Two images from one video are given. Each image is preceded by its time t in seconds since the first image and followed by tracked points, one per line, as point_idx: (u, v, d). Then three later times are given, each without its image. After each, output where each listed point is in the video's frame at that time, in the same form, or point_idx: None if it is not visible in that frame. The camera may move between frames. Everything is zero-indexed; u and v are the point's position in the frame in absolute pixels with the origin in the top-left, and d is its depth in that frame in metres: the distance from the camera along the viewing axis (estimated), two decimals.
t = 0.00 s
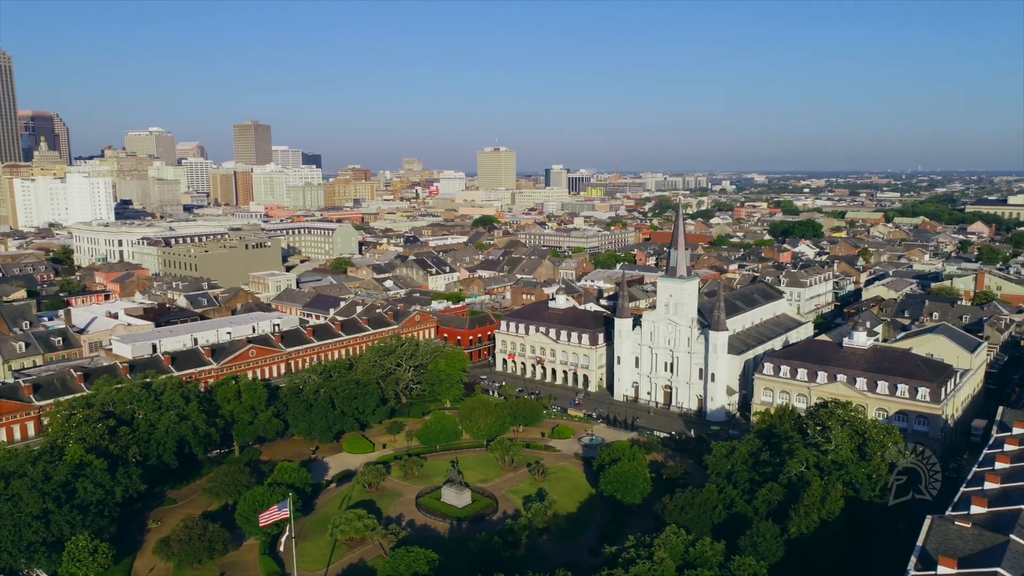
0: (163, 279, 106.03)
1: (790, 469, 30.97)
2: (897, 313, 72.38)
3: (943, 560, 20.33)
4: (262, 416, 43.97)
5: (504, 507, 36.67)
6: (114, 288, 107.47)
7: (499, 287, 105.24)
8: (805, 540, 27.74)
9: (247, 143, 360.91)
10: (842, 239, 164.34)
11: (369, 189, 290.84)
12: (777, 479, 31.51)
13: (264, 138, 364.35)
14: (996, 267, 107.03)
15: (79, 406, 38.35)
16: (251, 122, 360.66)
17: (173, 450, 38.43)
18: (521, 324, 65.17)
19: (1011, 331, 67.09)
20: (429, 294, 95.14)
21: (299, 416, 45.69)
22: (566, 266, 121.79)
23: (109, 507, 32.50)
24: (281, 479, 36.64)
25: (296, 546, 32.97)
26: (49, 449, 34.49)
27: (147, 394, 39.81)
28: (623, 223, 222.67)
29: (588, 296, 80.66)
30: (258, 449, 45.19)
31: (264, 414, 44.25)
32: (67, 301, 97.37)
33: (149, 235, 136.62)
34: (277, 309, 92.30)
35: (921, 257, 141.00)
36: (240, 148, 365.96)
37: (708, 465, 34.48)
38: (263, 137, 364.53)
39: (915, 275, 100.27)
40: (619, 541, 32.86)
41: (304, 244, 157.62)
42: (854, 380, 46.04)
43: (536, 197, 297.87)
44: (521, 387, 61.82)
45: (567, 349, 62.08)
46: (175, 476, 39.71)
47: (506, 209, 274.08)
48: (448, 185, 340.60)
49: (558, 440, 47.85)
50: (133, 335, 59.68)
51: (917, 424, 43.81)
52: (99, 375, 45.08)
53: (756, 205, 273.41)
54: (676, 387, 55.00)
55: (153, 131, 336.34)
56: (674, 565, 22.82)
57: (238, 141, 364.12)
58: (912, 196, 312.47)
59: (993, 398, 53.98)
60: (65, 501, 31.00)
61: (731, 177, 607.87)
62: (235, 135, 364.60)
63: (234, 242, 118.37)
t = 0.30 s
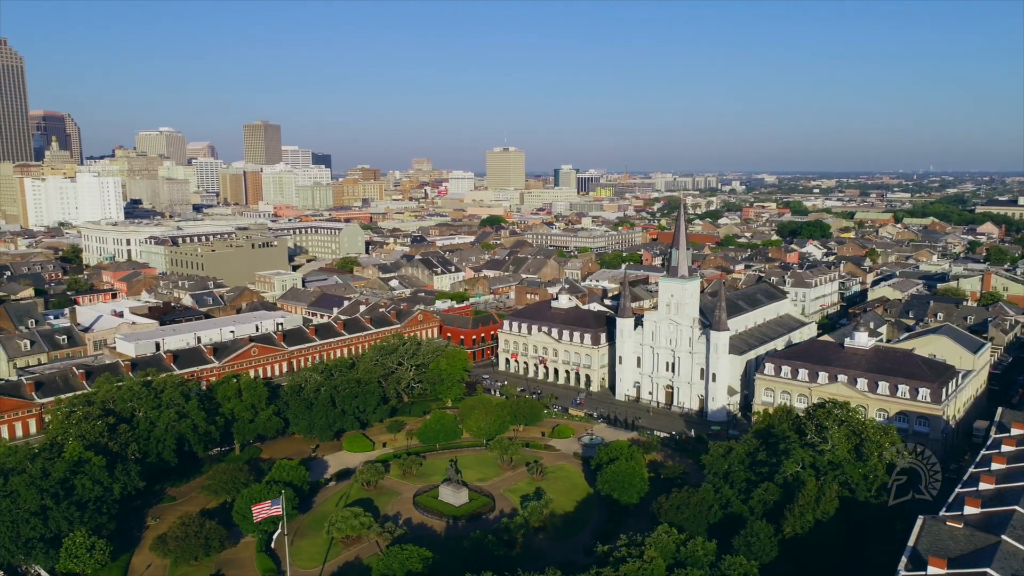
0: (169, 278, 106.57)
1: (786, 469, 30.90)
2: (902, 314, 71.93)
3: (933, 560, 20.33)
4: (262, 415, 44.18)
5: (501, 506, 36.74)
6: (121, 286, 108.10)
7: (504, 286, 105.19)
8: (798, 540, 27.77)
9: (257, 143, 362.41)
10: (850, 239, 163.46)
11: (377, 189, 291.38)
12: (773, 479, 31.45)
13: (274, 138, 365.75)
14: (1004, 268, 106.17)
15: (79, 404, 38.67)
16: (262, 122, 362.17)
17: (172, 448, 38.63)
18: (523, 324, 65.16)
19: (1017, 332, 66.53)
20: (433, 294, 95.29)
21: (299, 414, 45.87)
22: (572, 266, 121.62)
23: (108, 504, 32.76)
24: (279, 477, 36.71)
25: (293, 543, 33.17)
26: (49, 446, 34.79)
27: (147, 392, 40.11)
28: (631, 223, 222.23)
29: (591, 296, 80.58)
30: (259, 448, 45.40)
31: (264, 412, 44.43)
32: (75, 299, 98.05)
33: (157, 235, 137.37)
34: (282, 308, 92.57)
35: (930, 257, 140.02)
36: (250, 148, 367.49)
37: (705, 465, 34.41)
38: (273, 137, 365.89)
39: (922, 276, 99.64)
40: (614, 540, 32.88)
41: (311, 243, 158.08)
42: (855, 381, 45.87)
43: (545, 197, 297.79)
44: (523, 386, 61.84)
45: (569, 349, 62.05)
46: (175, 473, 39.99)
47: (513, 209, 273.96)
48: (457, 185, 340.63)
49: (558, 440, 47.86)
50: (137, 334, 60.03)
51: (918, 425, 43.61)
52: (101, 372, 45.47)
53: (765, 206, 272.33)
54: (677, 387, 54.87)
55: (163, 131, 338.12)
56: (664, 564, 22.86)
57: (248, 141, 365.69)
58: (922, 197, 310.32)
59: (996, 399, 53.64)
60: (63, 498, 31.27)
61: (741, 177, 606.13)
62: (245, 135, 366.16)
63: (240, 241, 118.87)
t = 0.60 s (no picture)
0: (176, 277, 107.25)
1: (782, 468, 30.84)
2: (907, 315, 71.52)
3: (924, 560, 20.49)
4: (263, 413, 44.43)
5: (500, 504, 36.81)
6: (129, 285, 108.87)
7: (509, 286, 105.22)
8: (793, 540, 27.75)
9: (267, 143, 364.05)
10: (858, 240, 162.59)
11: (386, 189, 291.85)
12: (770, 479, 31.38)
13: (285, 138, 367.20)
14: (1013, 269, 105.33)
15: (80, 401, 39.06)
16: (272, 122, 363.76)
17: (173, 445, 38.95)
18: (527, 324, 65.12)
19: None
20: (438, 293, 95.52)
21: (300, 412, 46.04)
22: (577, 266, 121.52)
23: (106, 501, 33.10)
24: (277, 475, 36.81)
25: (291, 541, 33.35)
26: (49, 443, 35.12)
27: (148, 390, 40.54)
28: (639, 224, 221.83)
29: (595, 296, 80.51)
30: (260, 446, 45.65)
31: (264, 411, 44.67)
32: (82, 298, 98.81)
33: (165, 234, 138.25)
34: (288, 307, 92.96)
35: (939, 258, 139.12)
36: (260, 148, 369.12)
37: (703, 465, 34.35)
38: (283, 137, 367.34)
39: (929, 277, 98.94)
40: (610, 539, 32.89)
41: (318, 243, 158.64)
42: (856, 382, 45.67)
43: (554, 197, 297.65)
44: (526, 386, 61.88)
45: (572, 348, 62.00)
46: (177, 471, 40.35)
47: (521, 209, 273.91)
48: (467, 185, 340.75)
49: (558, 439, 47.88)
50: (142, 332, 60.50)
51: (919, 426, 43.44)
52: (104, 370, 45.90)
53: (774, 206, 271.25)
54: (679, 387, 54.75)
55: (174, 131, 340.14)
56: (654, 563, 22.89)
57: (258, 141, 367.34)
58: (934, 198, 307.87)
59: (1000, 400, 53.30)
60: (62, 494, 31.61)
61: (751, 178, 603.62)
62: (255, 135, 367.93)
63: (248, 240, 119.50)
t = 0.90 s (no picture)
0: (184, 276, 107.95)
1: (779, 469, 30.87)
2: (913, 315, 71.19)
3: (916, 560, 20.71)
4: (264, 411, 44.70)
5: (498, 503, 36.86)
6: (138, 284, 109.65)
7: (516, 286, 105.22)
8: (789, 539, 27.80)
9: (278, 143, 365.60)
10: (868, 240, 161.64)
11: (398, 189, 291.96)
12: (767, 480, 31.35)
13: (296, 138, 368.53)
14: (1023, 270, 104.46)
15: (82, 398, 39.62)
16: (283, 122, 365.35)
17: (173, 442, 39.36)
18: (530, 323, 65.08)
19: None
20: (444, 293, 95.66)
21: (302, 410, 46.25)
22: (584, 266, 121.36)
23: (106, 498, 33.55)
24: (277, 473, 37.00)
25: (289, 539, 33.58)
26: (50, 440, 35.68)
27: (149, 387, 41.07)
28: (648, 224, 221.21)
29: (600, 296, 80.42)
30: (263, 444, 45.91)
31: (266, 409, 44.95)
32: (91, 296, 99.57)
33: (174, 233, 139.16)
34: (294, 306, 93.34)
35: (949, 259, 138.15)
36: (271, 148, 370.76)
37: (701, 465, 34.26)
38: (294, 137, 368.81)
39: (937, 278, 98.15)
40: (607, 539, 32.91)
41: (326, 242, 159.16)
42: (858, 382, 45.66)
43: (564, 197, 297.43)
44: (529, 385, 61.88)
45: (575, 348, 61.94)
46: (178, 468, 40.75)
47: (531, 209, 273.80)
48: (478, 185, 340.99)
49: (559, 438, 47.87)
50: (147, 330, 60.93)
51: (921, 427, 43.46)
52: (107, 368, 46.41)
53: (784, 206, 270.11)
54: (682, 387, 54.59)
55: (186, 130, 342.20)
56: (646, 561, 22.93)
57: (269, 141, 369.00)
58: (947, 198, 305.42)
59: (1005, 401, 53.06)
60: (62, 491, 32.07)
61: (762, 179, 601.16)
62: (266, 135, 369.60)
63: (255, 240, 120.11)
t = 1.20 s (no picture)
0: (192, 274, 108.69)
1: (777, 468, 30.91)
2: (920, 316, 70.87)
3: (908, 561, 21.06)
4: (267, 410, 45.04)
5: (497, 501, 36.92)
6: (147, 283, 110.49)
7: (522, 286, 105.25)
8: (784, 540, 27.90)
9: (290, 143, 367.14)
10: (879, 241, 160.68)
11: (407, 189, 293.05)
12: (765, 479, 31.34)
13: (307, 138, 369.86)
14: None
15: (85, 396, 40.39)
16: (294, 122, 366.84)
17: (176, 439, 39.93)
18: (535, 323, 65.05)
19: None
20: (450, 292, 95.75)
21: (304, 409, 46.50)
22: (591, 266, 121.24)
23: (106, 495, 34.15)
24: (277, 470, 37.25)
25: (288, 535, 33.91)
26: (53, 437, 36.44)
27: (151, 385, 41.76)
28: (658, 224, 220.68)
29: (606, 296, 80.28)
30: (267, 441, 46.26)
31: (268, 407, 45.33)
32: (100, 295, 100.44)
33: (184, 232, 140.01)
34: (302, 305, 93.76)
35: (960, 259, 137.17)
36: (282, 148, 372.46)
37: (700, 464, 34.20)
38: (305, 137, 370.27)
39: (947, 279, 97.34)
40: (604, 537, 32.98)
41: (335, 242, 159.69)
42: (861, 383, 45.54)
43: (575, 197, 297.26)
44: (532, 384, 61.90)
45: (579, 348, 61.88)
46: (181, 465, 41.27)
47: (540, 209, 273.73)
48: (489, 185, 341.53)
49: (561, 437, 47.84)
50: (153, 328, 61.39)
51: (923, 428, 43.32)
52: (111, 365, 47.04)
53: (795, 207, 268.87)
54: (685, 387, 54.43)
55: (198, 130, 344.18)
56: (638, 560, 23.03)
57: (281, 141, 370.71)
58: (961, 198, 303.12)
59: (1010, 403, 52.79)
60: (62, 487, 32.75)
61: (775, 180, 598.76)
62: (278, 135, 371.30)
63: (264, 239, 120.72)
